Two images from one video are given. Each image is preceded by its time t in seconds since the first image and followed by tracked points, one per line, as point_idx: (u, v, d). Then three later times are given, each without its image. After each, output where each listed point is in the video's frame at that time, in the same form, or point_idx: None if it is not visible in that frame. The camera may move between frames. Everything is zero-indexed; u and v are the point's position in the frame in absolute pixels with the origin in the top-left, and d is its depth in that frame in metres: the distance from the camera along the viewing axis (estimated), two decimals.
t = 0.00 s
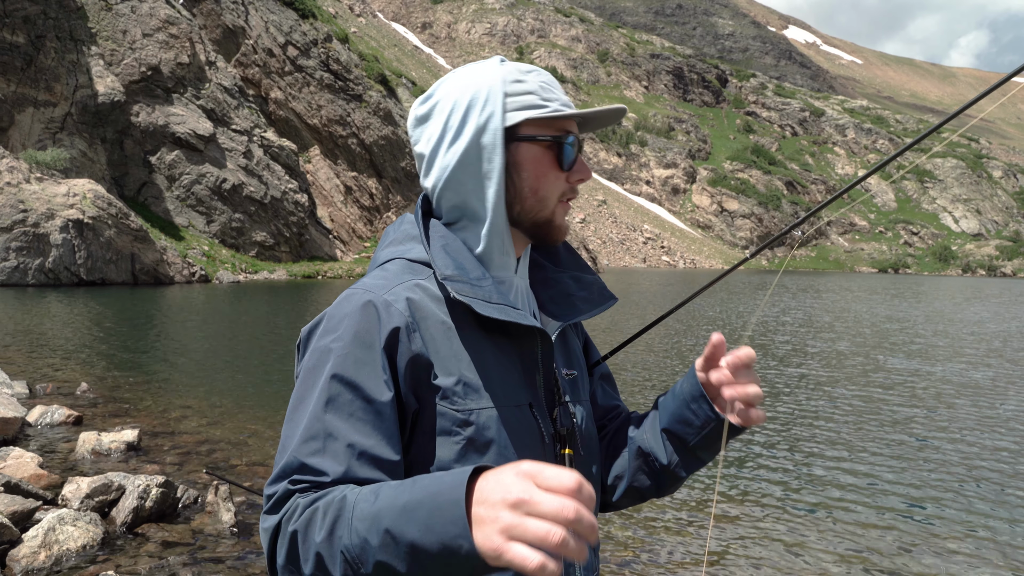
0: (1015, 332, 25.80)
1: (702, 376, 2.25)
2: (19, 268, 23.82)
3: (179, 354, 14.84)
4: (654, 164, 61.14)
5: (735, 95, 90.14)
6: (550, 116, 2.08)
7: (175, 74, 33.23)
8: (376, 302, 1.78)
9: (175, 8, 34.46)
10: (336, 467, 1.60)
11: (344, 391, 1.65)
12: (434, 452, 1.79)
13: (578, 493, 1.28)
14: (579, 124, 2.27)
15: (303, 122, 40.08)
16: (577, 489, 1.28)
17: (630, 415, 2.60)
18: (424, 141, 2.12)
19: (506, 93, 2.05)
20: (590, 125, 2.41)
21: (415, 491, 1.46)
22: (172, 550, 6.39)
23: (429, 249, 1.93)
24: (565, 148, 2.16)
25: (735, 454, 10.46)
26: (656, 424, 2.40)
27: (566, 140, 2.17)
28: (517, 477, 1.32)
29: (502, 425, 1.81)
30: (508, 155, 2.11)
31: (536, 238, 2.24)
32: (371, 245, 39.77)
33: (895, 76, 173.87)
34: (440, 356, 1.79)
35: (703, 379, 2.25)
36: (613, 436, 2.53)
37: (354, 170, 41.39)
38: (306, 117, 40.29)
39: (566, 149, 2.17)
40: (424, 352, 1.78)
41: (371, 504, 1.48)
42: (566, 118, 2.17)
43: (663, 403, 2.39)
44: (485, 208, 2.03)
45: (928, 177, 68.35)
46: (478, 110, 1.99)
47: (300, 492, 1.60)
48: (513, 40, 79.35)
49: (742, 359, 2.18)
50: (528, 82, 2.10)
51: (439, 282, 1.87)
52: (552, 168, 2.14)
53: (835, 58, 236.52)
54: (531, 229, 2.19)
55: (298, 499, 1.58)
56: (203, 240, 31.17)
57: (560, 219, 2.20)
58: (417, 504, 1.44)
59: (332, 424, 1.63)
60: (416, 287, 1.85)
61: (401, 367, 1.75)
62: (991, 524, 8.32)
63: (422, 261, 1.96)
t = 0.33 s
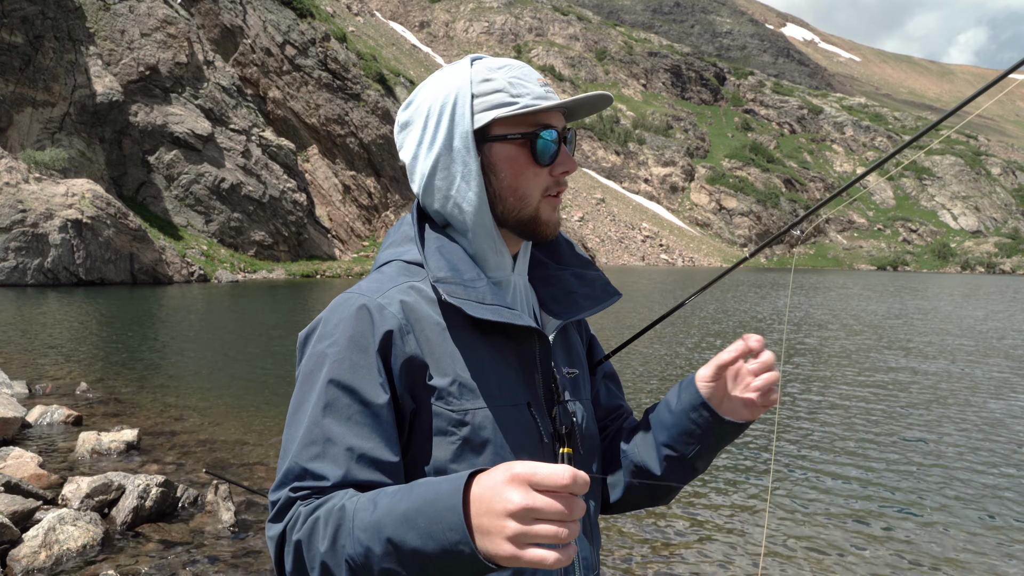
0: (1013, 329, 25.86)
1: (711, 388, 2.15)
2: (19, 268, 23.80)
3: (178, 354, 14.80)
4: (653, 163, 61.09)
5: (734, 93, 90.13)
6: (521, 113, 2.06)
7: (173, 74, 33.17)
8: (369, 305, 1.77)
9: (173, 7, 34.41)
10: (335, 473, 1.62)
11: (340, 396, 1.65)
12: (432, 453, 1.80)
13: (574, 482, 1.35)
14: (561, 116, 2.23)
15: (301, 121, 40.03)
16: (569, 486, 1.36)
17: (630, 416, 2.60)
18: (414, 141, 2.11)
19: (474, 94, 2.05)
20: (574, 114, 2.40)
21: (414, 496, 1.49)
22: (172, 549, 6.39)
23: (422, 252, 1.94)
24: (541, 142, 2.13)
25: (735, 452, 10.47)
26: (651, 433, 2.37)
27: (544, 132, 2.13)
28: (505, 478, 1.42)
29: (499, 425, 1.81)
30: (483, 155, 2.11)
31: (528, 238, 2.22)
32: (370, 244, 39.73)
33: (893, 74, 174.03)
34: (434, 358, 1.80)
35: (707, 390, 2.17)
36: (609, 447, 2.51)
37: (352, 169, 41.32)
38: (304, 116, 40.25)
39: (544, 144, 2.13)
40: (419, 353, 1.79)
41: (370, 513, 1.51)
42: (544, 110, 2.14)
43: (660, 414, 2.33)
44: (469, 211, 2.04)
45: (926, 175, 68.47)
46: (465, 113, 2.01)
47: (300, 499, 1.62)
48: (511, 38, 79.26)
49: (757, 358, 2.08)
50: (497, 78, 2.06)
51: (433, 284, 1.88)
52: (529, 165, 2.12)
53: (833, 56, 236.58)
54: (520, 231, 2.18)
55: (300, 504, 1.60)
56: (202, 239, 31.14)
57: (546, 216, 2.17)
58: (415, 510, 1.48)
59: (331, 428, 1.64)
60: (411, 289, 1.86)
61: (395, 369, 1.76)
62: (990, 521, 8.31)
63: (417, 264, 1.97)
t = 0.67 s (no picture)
0: (1016, 326, 25.82)
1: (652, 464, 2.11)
2: (21, 272, 23.86)
3: (180, 356, 14.82)
4: (654, 162, 61.03)
5: (734, 92, 90.03)
6: (473, 141, 2.01)
7: (174, 76, 33.14)
8: (373, 303, 1.78)
9: (173, 10, 34.40)
10: (345, 467, 1.60)
11: (347, 391, 1.64)
12: (436, 448, 1.79)
13: (585, 462, 1.40)
14: (518, 143, 2.15)
15: (302, 123, 40.08)
16: (580, 467, 1.39)
17: (638, 420, 2.54)
18: (416, 155, 2.16)
19: (438, 120, 2.08)
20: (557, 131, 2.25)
21: (426, 482, 1.50)
22: (177, 552, 6.41)
23: (425, 253, 1.94)
24: (480, 170, 2.09)
25: (739, 450, 10.45)
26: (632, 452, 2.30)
27: (479, 164, 2.08)
28: (515, 467, 1.44)
29: (501, 423, 1.82)
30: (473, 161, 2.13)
31: (500, 260, 2.19)
32: (371, 245, 39.73)
33: (894, 71, 173.78)
34: (438, 355, 1.80)
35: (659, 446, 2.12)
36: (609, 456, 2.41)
37: (354, 170, 41.31)
38: (305, 118, 40.27)
39: (492, 173, 2.10)
40: (422, 350, 1.79)
41: (382, 501, 1.50)
42: (493, 140, 2.07)
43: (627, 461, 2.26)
44: (448, 224, 2.06)
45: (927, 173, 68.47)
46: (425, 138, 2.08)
47: (311, 495, 1.60)
48: (511, 38, 79.21)
49: (677, 469, 1.99)
50: (454, 103, 2.05)
51: (434, 285, 1.88)
52: (472, 195, 2.10)
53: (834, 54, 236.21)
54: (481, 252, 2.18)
55: (310, 499, 1.58)
56: (204, 242, 31.17)
57: (498, 240, 2.14)
58: (428, 495, 1.48)
59: (340, 423, 1.62)
60: (414, 289, 1.86)
61: (398, 363, 1.75)
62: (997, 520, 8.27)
63: (420, 265, 1.98)
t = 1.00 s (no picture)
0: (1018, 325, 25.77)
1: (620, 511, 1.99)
2: (21, 274, 23.85)
3: (180, 358, 14.83)
4: (654, 163, 61.03)
5: (734, 92, 90.05)
6: (476, 142, 2.01)
7: (174, 78, 33.18)
8: (375, 302, 1.79)
9: (172, 11, 34.40)
10: (352, 464, 1.58)
11: (351, 388, 1.62)
12: (439, 445, 1.78)
13: (610, 435, 1.34)
14: (520, 144, 2.13)
15: (301, 124, 40.10)
16: (602, 441, 1.33)
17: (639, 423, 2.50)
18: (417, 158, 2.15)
19: (438, 122, 2.10)
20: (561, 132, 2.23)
21: (445, 461, 1.44)
22: (177, 553, 6.40)
23: (427, 255, 1.94)
24: (486, 171, 2.09)
25: (739, 451, 10.43)
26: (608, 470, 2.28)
27: (483, 165, 2.08)
28: (552, 439, 1.33)
29: (504, 421, 1.81)
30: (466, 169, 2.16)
31: (500, 260, 2.20)
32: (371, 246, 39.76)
33: (892, 72, 173.63)
34: (439, 355, 1.80)
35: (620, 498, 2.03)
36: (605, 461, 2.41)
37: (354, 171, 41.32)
38: (305, 119, 40.29)
39: (496, 172, 2.10)
40: (423, 348, 1.80)
41: (398, 487, 1.45)
42: (496, 139, 2.06)
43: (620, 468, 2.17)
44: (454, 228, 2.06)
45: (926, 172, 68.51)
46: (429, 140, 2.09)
47: (317, 491, 1.57)
48: (510, 39, 79.26)
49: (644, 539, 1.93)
50: (458, 102, 2.05)
51: (438, 286, 1.88)
52: (477, 194, 2.10)
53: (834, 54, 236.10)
54: (486, 252, 2.18)
55: (315, 496, 1.56)
56: (204, 243, 31.15)
57: (501, 241, 2.14)
58: (449, 472, 1.41)
59: (346, 420, 1.60)
60: (416, 289, 1.86)
61: (400, 360, 1.76)
62: (999, 519, 8.26)
63: (422, 265, 1.98)
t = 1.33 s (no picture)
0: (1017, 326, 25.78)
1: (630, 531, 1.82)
2: (20, 275, 23.81)
3: (179, 359, 14.82)
4: (654, 163, 60.99)
5: (733, 93, 90.06)
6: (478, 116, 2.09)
7: (173, 79, 33.20)
8: (377, 300, 1.80)
9: (172, 12, 34.39)
10: (357, 459, 1.56)
11: (355, 386, 1.62)
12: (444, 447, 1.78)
13: (617, 409, 1.33)
14: (523, 109, 2.26)
15: (301, 125, 40.14)
16: (609, 414, 1.32)
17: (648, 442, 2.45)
18: (416, 151, 2.19)
19: (436, 114, 2.19)
20: (557, 103, 2.42)
21: (456, 444, 1.42)
22: (177, 554, 6.40)
23: (429, 256, 1.95)
24: (495, 140, 2.19)
25: (737, 451, 10.46)
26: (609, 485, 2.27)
27: (485, 144, 2.18)
28: (563, 415, 1.32)
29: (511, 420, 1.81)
30: (455, 165, 2.22)
31: (512, 244, 2.25)
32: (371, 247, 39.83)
33: (891, 72, 173.64)
34: (439, 357, 1.81)
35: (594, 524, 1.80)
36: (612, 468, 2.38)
37: (353, 172, 41.34)
38: (305, 120, 40.29)
39: (504, 144, 2.20)
40: (424, 349, 1.80)
41: (410, 474, 1.43)
42: (501, 107, 2.18)
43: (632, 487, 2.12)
44: (459, 222, 2.07)
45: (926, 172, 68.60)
46: (427, 133, 2.16)
47: (322, 486, 1.55)
48: (510, 40, 79.18)
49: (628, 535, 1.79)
50: (453, 90, 2.17)
51: (439, 286, 1.89)
52: (486, 171, 2.19)
53: (834, 54, 236.33)
54: (497, 237, 2.23)
55: (319, 494, 1.54)
56: (204, 244, 31.14)
57: (517, 221, 2.20)
58: (461, 454, 1.39)
59: (352, 417, 1.60)
60: (419, 289, 1.87)
61: (402, 355, 1.77)
62: (996, 519, 8.28)
63: (425, 266, 1.99)
